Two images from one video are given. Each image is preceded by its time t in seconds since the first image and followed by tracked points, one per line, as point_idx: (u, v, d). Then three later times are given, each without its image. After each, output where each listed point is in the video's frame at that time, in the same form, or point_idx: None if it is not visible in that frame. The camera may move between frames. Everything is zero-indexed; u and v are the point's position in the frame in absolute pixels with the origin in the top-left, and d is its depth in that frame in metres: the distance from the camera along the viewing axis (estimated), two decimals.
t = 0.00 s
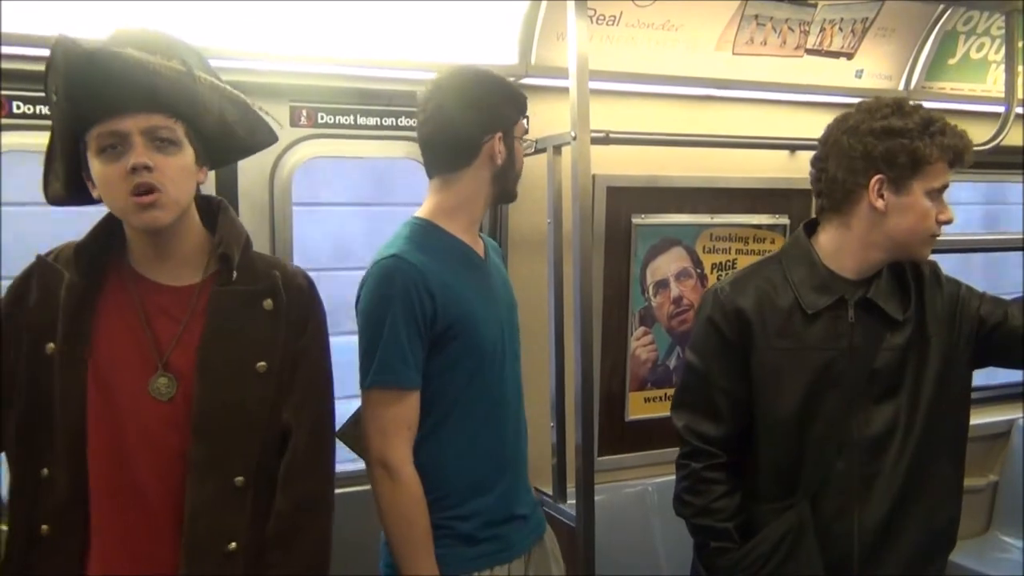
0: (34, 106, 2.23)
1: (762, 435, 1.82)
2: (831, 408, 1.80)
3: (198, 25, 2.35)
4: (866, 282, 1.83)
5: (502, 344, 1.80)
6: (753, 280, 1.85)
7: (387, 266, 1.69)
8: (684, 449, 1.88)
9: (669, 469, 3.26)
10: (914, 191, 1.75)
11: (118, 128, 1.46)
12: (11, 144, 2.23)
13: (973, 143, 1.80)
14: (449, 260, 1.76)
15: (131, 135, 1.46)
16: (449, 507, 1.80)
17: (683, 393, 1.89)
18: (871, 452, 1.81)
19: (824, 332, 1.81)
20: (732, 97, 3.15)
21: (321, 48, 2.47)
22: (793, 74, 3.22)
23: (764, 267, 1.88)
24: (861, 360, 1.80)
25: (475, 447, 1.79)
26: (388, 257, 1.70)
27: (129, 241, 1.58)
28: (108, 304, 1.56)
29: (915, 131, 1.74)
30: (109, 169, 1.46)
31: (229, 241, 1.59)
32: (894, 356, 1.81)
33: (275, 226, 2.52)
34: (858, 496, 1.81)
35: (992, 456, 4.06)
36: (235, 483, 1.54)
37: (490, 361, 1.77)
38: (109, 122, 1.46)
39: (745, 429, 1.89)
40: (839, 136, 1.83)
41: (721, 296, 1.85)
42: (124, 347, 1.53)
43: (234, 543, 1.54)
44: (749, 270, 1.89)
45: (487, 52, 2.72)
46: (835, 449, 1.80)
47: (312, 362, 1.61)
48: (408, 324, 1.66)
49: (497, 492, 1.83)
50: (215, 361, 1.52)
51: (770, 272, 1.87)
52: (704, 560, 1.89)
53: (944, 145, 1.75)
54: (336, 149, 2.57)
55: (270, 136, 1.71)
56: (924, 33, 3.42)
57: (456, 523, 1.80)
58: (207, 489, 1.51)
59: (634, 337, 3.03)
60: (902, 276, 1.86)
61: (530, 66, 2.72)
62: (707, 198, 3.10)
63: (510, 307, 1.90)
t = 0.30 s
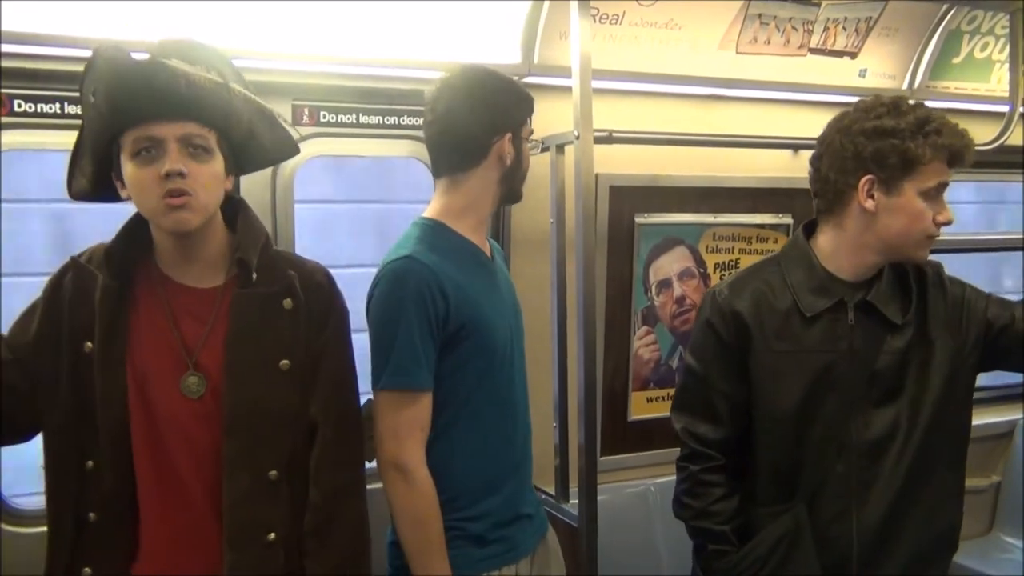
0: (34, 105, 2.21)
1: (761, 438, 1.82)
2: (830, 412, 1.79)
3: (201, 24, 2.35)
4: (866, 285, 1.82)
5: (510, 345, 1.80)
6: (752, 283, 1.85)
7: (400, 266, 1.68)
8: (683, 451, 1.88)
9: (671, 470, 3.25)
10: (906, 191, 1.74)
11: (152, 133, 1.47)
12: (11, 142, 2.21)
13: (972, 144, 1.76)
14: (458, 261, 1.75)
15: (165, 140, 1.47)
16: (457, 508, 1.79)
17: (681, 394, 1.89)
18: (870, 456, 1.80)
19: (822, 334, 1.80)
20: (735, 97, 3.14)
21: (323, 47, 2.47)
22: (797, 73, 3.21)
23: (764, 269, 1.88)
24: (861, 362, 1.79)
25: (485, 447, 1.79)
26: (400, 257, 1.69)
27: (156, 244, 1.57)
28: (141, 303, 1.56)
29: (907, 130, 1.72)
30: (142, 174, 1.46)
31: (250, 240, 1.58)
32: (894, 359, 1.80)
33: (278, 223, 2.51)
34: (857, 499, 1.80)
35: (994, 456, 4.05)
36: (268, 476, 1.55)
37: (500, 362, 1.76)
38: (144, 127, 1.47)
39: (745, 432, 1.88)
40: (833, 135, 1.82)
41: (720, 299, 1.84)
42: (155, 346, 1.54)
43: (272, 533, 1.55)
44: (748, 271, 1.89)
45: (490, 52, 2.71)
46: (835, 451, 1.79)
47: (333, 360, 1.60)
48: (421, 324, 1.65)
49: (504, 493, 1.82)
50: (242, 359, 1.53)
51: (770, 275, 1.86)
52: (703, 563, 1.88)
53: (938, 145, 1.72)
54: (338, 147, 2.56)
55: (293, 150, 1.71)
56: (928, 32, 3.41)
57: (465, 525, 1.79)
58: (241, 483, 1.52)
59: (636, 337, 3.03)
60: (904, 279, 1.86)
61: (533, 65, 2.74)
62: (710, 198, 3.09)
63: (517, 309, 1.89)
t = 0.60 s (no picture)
0: (37, 101, 2.22)
1: (749, 435, 1.82)
2: (809, 411, 1.79)
3: (203, 22, 2.34)
4: (847, 283, 1.83)
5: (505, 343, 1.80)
6: (735, 284, 1.85)
7: (393, 264, 1.68)
8: (670, 448, 1.90)
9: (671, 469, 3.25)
10: (806, 188, 1.79)
11: (152, 138, 1.48)
12: (14, 139, 2.22)
13: (875, 133, 1.71)
14: (452, 259, 1.76)
15: (165, 144, 1.49)
16: (451, 505, 1.80)
17: (669, 392, 1.92)
18: (854, 454, 1.80)
19: (803, 333, 1.80)
20: (738, 96, 3.14)
21: (327, 45, 2.47)
22: (799, 74, 3.21)
23: (749, 270, 1.88)
24: (845, 360, 1.80)
25: (477, 444, 1.79)
26: (392, 254, 1.70)
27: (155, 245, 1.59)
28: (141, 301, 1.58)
29: (803, 131, 1.81)
30: (142, 177, 1.48)
31: (247, 237, 1.61)
32: (878, 357, 1.80)
33: (280, 219, 2.52)
34: (838, 497, 1.80)
35: (994, 456, 4.06)
36: (269, 466, 1.57)
37: (494, 361, 1.77)
38: (144, 132, 1.48)
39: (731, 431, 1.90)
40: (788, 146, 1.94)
41: (703, 302, 1.86)
42: (156, 342, 1.56)
43: (276, 521, 1.58)
44: (739, 273, 1.89)
45: (493, 50, 2.71)
46: (813, 447, 1.80)
47: (331, 353, 1.63)
48: (413, 322, 1.65)
49: (498, 490, 1.83)
50: (242, 352, 1.55)
51: (753, 275, 1.86)
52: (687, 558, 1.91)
53: (829, 139, 1.75)
54: (340, 145, 2.57)
55: (288, 151, 1.74)
56: (931, 33, 3.41)
57: (457, 521, 1.79)
58: (244, 474, 1.54)
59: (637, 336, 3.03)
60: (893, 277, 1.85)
61: (536, 65, 2.74)
62: (711, 198, 3.09)
63: (513, 308, 1.89)
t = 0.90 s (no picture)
0: (32, 104, 2.25)
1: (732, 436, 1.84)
2: (793, 411, 1.81)
3: (196, 24, 2.34)
4: (829, 281, 1.84)
5: (489, 343, 1.80)
6: (716, 290, 1.88)
7: (373, 267, 1.70)
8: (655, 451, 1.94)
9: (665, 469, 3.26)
10: (768, 199, 1.80)
11: (132, 133, 1.52)
12: (9, 141, 2.24)
13: (822, 133, 1.73)
14: (435, 261, 1.76)
15: (144, 141, 1.52)
16: (438, 505, 1.81)
17: (654, 397, 1.95)
18: (839, 452, 1.81)
19: (784, 334, 1.82)
20: (730, 98, 3.16)
21: (319, 48, 2.48)
22: (792, 75, 3.22)
23: (731, 273, 1.90)
24: (826, 360, 1.81)
25: (461, 446, 1.80)
26: (372, 257, 1.72)
27: (112, 239, 1.65)
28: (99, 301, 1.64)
29: (751, 146, 1.82)
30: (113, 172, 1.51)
31: (205, 233, 1.69)
32: (858, 356, 1.80)
33: (274, 222, 2.54)
34: (824, 497, 1.82)
35: (988, 456, 4.07)
36: (233, 456, 1.67)
37: (478, 361, 1.77)
38: (126, 126, 1.52)
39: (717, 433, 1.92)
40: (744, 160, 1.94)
41: (684, 308, 1.89)
42: (116, 342, 1.63)
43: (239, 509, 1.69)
44: (719, 277, 1.91)
45: (485, 53, 2.72)
46: (797, 447, 1.81)
47: (293, 344, 1.74)
48: (390, 323, 1.66)
49: (486, 491, 1.84)
50: (205, 348, 1.64)
51: (734, 279, 1.88)
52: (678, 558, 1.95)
53: (775, 148, 1.76)
54: (334, 147, 2.59)
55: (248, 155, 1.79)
56: (922, 34, 3.43)
57: (443, 521, 1.81)
58: (211, 464, 1.64)
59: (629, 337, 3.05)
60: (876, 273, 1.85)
61: (528, 68, 2.75)
62: (703, 199, 3.12)
63: (504, 309, 1.90)
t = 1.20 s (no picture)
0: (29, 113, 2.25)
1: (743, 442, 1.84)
2: (804, 416, 1.81)
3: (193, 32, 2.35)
4: (837, 286, 1.84)
5: (491, 353, 1.79)
6: (723, 293, 1.87)
7: (372, 276, 1.71)
8: (664, 459, 1.93)
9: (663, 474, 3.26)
10: (808, 196, 1.81)
11: (120, 147, 1.40)
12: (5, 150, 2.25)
13: (875, 134, 1.76)
14: (434, 270, 1.77)
15: (129, 156, 1.41)
16: (438, 515, 1.81)
17: (661, 402, 1.94)
18: (849, 457, 1.82)
19: (794, 339, 1.83)
20: (725, 103, 3.17)
21: (314, 56, 2.49)
22: (786, 81, 3.24)
23: (738, 278, 1.89)
24: (836, 364, 1.81)
25: (460, 455, 1.80)
26: (372, 266, 1.72)
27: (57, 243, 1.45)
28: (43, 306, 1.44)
29: (794, 140, 1.82)
30: (95, 184, 1.39)
31: (158, 238, 1.55)
32: (867, 360, 1.82)
33: (270, 233, 2.54)
34: (836, 502, 1.82)
35: (985, 459, 4.06)
36: (207, 465, 1.53)
37: (479, 370, 1.77)
38: (115, 140, 1.40)
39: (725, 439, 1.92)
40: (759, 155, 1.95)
41: (692, 311, 1.88)
42: (69, 353, 1.44)
43: (217, 520, 1.56)
44: (723, 281, 1.90)
45: (480, 60, 2.74)
46: (810, 453, 1.82)
47: (261, 347, 1.60)
48: (389, 333, 1.67)
49: (486, 501, 1.84)
50: (173, 355, 1.50)
51: (742, 284, 1.88)
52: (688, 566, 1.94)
53: (827, 145, 1.77)
54: (327, 156, 2.59)
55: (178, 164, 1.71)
56: (915, 39, 3.45)
57: (443, 531, 1.81)
58: (184, 475, 1.50)
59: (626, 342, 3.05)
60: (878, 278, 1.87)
61: (522, 74, 2.77)
62: (700, 204, 3.12)
63: (506, 317, 1.90)
